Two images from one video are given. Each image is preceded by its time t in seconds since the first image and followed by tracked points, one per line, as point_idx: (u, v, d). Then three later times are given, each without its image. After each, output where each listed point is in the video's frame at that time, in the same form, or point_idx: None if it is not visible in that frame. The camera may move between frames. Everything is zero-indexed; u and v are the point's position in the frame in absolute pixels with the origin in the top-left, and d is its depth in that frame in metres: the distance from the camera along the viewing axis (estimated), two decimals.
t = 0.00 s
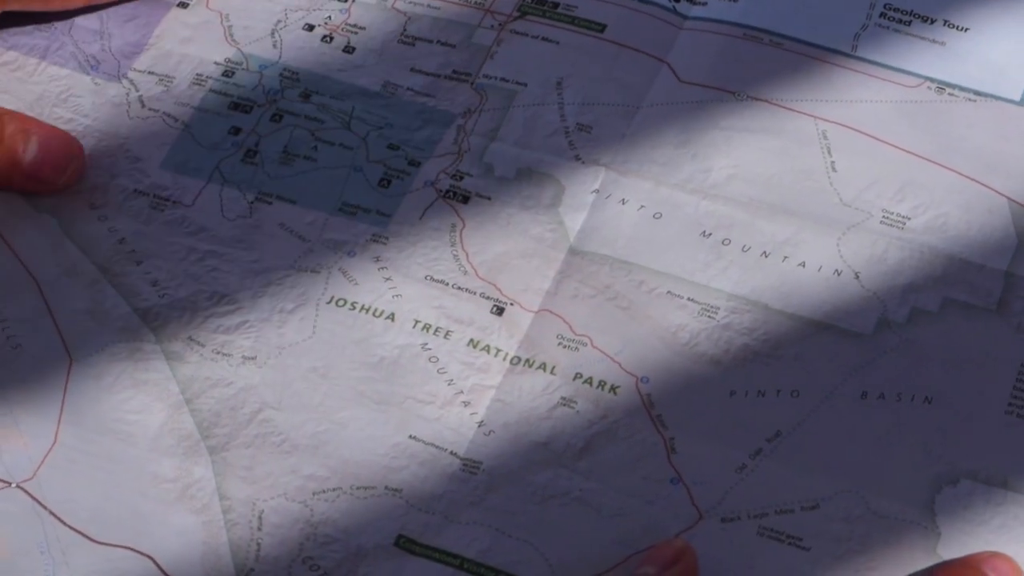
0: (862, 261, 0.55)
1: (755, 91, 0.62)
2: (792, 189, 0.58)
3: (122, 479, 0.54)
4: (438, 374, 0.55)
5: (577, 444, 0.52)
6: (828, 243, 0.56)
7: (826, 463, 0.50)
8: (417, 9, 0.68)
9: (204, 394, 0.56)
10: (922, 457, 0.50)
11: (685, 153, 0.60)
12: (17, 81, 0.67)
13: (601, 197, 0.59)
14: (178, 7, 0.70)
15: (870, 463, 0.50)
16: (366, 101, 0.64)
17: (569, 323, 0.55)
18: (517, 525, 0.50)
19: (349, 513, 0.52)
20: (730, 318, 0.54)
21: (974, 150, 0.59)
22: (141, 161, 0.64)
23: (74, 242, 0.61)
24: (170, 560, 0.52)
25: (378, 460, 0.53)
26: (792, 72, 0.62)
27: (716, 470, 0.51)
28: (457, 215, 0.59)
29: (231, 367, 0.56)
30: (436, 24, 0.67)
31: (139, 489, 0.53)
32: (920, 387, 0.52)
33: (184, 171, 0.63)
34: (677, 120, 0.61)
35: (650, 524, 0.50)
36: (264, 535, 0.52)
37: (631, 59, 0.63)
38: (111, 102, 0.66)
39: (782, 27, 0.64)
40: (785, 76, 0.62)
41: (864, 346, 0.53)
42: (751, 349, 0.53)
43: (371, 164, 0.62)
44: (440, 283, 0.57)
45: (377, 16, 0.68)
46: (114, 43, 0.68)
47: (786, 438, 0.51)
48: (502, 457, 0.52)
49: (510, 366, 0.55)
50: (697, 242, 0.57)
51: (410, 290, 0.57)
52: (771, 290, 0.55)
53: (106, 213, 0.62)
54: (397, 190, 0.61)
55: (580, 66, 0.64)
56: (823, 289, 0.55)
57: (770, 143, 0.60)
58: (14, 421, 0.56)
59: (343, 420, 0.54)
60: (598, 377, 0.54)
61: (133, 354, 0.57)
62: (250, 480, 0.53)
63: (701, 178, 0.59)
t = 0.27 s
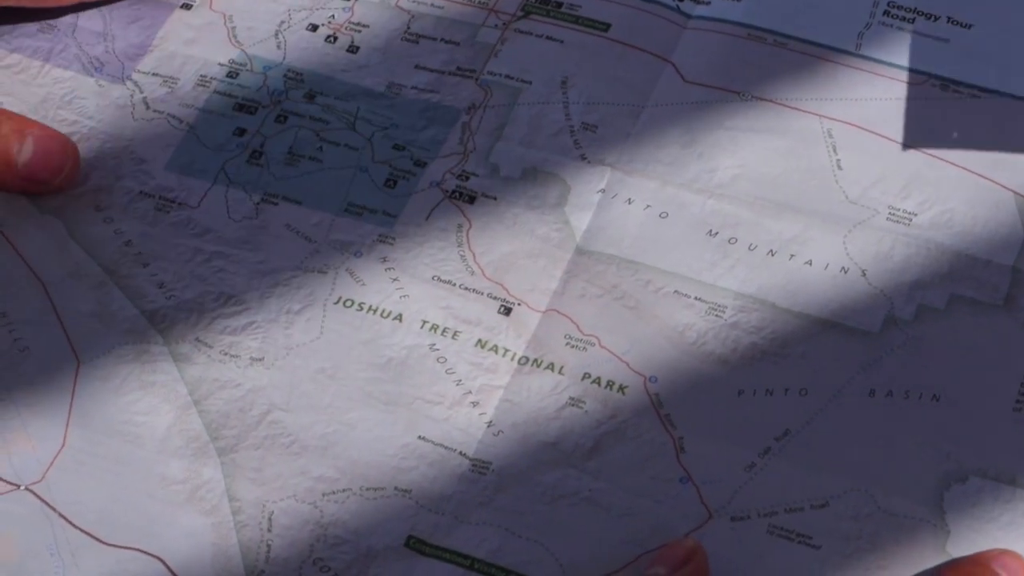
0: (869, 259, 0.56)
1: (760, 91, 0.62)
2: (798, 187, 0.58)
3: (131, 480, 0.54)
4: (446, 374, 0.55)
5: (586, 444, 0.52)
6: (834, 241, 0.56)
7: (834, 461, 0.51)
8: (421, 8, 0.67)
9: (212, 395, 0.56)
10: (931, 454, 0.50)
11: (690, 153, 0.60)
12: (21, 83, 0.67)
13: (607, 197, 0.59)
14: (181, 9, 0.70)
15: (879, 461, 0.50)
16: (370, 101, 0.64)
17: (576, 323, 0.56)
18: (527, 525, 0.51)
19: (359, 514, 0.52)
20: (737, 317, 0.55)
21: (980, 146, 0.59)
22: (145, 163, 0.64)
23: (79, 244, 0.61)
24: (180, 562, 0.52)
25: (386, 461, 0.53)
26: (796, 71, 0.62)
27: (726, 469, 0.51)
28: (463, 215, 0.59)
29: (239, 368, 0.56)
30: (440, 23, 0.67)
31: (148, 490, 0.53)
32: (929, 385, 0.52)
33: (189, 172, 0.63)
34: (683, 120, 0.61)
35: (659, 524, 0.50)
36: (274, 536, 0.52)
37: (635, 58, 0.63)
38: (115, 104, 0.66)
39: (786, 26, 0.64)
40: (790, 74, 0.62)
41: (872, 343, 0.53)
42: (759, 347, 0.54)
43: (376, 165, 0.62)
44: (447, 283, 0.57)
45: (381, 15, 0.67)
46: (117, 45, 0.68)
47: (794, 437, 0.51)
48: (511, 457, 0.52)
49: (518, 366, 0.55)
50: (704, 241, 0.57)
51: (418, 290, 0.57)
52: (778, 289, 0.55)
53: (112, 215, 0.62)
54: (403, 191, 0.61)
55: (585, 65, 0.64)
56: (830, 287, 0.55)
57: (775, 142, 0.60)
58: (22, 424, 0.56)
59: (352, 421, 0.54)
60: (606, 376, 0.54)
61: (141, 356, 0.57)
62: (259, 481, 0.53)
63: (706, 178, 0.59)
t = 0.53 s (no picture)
0: (881, 256, 0.56)
1: (771, 86, 0.62)
2: (810, 184, 0.58)
3: (145, 482, 0.54)
4: (460, 375, 0.55)
5: (601, 443, 0.53)
6: (846, 238, 0.56)
7: (849, 460, 0.51)
8: (430, 8, 0.67)
9: (226, 396, 0.56)
10: (945, 453, 0.51)
11: (701, 151, 0.60)
12: (29, 85, 0.67)
13: (619, 196, 0.59)
14: (189, 10, 0.69)
15: (893, 460, 0.51)
16: (380, 101, 0.64)
17: (590, 323, 0.56)
18: (542, 525, 0.51)
19: (375, 515, 0.52)
20: (751, 315, 0.55)
21: (992, 137, 0.59)
22: (156, 164, 0.64)
23: (90, 245, 0.61)
24: (196, 563, 0.52)
25: (402, 462, 0.53)
26: (807, 66, 0.63)
27: (742, 468, 0.51)
28: (475, 215, 0.59)
29: (252, 369, 0.56)
30: (450, 22, 0.67)
31: (163, 492, 0.54)
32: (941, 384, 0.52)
33: (199, 173, 0.63)
34: (694, 119, 0.61)
35: (675, 523, 0.50)
36: (289, 537, 0.52)
37: (645, 57, 0.63)
38: (124, 106, 0.66)
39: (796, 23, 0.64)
40: (800, 70, 0.62)
41: (885, 342, 0.54)
42: (773, 345, 0.54)
43: (387, 165, 0.62)
44: (460, 283, 0.58)
45: (390, 15, 0.67)
46: (126, 46, 0.68)
47: (809, 435, 0.52)
48: (526, 457, 0.53)
49: (531, 366, 0.55)
50: (716, 240, 0.57)
51: (430, 291, 0.58)
52: (791, 288, 0.55)
53: (123, 217, 0.62)
54: (414, 192, 0.61)
55: (596, 65, 0.64)
56: (843, 286, 0.55)
57: (786, 138, 0.60)
58: (35, 426, 0.56)
59: (366, 422, 0.54)
60: (619, 376, 0.54)
61: (154, 357, 0.57)
62: (274, 482, 0.53)
63: (717, 176, 0.59)
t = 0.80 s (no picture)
0: (896, 255, 0.56)
1: (784, 84, 0.62)
2: (824, 183, 0.58)
3: (163, 482, 0.54)
4: (477, 375, 0.55)
5: (618, 443, 0.53)
6: (861, 238, 0.56)
7: (865, 459, 0.51)
8: (443, 7, 0.67)
9: (243, 397, 0.56)
10: (961, 452, 0.51)
11: (716, 150, 0.60)
12: (43, 86, 0.67)
13: (633, 196, 0.59)
14: (202, 11, 0.70)
15: (909, 460, 0.51)
16: (394, 102, 0.64)
17: (605, 323, 0.56)
18: (560, 526, 0.51)
19: (393, 516, 0.52)
20: (766, 314, 0.55)
21: (1006, 132, 0.59)
22: (170, 165, 0.64)
23: (105, 246, 0.61)
24: (214, 564, 0.52)
25: (419, 462, 0.53)
26: (820, 65, 0.62)
27: (758, 468, 0.52)
28: (490, 216, 0.60)
29: (269, 370, 0.57)
30: (462, 22, 0.67)
31: (180, 492, 0.54)
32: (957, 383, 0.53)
33: (214, 174, 0.63)
34: (708, 118, 0.61)
35: (692, 523, 0.51)
36: (308, 538, 0.52)
37: (658, 57, 0.63)
38: (138, 106, 0.66)
39: (809, 21, 0.64)
40: (813, 69, 0.62)
41: (900, 341, 0.54)
42: (789, 344, 0.54)
43: (401, 165, 0.62)
44: (475, 284, 0.58)
45: (403, 15, 0.67)
46: (139, 47, 0.68)
47: (825, 435, 0.52)
48: (543, 458, 0.53)
49: (548, 366, 0.55)
50: (731, 239, 0.57)
51: (446, 291, 0.58)
52: (806, 287, 0.56)
53: (138, 217, 0.62)
54: (429, 192, 0.61)
55: (609, 64, 0.64)
56: (858, 285, 0.55)
57: (801, 137, 0.60)
58: (52, 427, 0.56)
59: (383, 423, 0.55)
60: (636, 376, 0.54)
61: (170, 358, 0.57)
62: (291, 483, 0.54)
63: (732, 175, 0.59)
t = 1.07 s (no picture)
0: (921, 260, 0.56)
1: (806, 90, 0.62)
2: (848, 188, 0.58)
3: (189, 488, 0.54)
4: (502, 381, 0.55)
5: (644, 449, 0.53)
6: (886, 243, 0.56)
7: (892, 464, 0.51)
8: (464, 12, 0.67)
9: (268, 402, 0.56)
10: (988, 457, 0.51)
11: (739, 154, 0.60)
12: (65, 92, 0.67)
13: (657, 201, 0.59)
14: (223, 16, 0.70)
15: (936, 465, 0.51)
16: (416, 107, 0.64)
17: (630, 328, 0.56)
18: (587, 531, 0.52)
19: (420, 522, 0.53)
20: (791, 319, 0.55)
21: None
22: (193, 170, 0.64)
23: (129, 252, 0.61)
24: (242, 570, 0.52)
25: (445, 468, 0.54)
26: (842, 71, 0.62)
27: (785, 473, 0.52)
28: (513, 221, 0.60)
29: (294, 376, 0.57)
30: (484, 27, 0.67)
31: (207, 498, 0.54)
32: (983, 389, 0.53)
33: (236, 180, 0.63)
34: (731, 123, 0.61)
35: (719, 528, 0.51)
36: (335, 544, 0.53)
37: (680, 62, 0.63)
38: (160, 112, 0.66)
39: (830, 25, 0.64)
40: (835, 75, 0.62)
41: (926, 346, 0.54)
42: (814, 349, 0.54)
43: (424, 171, 0.62)
44: (500, 289, 0.58)
45: (424, 20, 0.68)
46: (160, 53, 0.68)
47: (851, 439, 0.52)
48: (569, 463, 0.53)
49: (573, 372, 0.55)
50: (756, 244, 0.57)
51: (470, 297, 0.58)
52: (830, 293, 0.55)
53: (161, 223, 0.62)
54: (452, 197, 0.61)
55: (631, 68, 0.64)
56: (883, 290, 0.55)
57: (824, 143, 0.60)
58: (77, 433, 0.56)
59: (409, 428, 0.55)
60: (661, 382, 0.55)
61: (195, 364, 0.58)
62: (318, 489, 0.54)
63: (755, 180, 0.59)
